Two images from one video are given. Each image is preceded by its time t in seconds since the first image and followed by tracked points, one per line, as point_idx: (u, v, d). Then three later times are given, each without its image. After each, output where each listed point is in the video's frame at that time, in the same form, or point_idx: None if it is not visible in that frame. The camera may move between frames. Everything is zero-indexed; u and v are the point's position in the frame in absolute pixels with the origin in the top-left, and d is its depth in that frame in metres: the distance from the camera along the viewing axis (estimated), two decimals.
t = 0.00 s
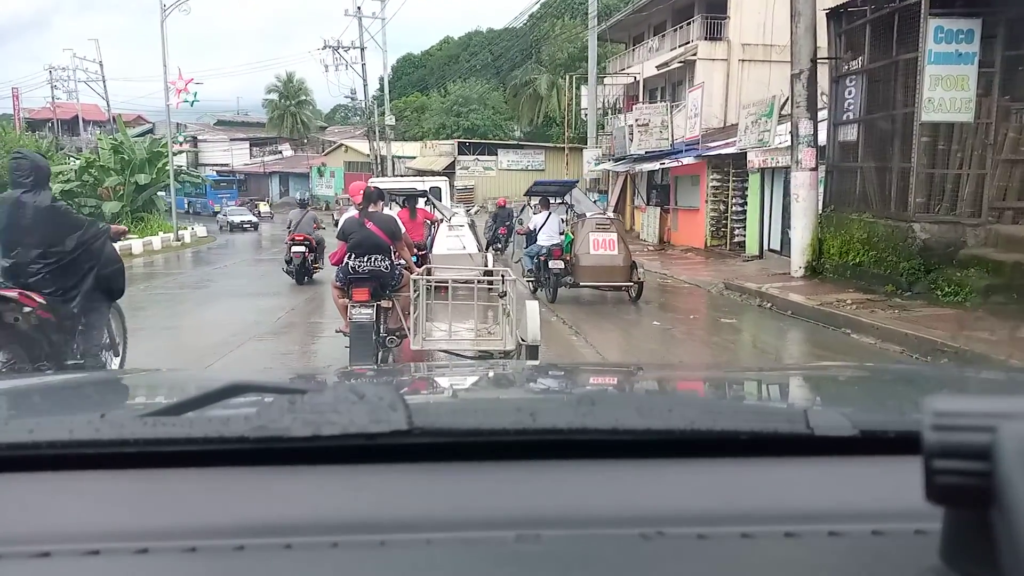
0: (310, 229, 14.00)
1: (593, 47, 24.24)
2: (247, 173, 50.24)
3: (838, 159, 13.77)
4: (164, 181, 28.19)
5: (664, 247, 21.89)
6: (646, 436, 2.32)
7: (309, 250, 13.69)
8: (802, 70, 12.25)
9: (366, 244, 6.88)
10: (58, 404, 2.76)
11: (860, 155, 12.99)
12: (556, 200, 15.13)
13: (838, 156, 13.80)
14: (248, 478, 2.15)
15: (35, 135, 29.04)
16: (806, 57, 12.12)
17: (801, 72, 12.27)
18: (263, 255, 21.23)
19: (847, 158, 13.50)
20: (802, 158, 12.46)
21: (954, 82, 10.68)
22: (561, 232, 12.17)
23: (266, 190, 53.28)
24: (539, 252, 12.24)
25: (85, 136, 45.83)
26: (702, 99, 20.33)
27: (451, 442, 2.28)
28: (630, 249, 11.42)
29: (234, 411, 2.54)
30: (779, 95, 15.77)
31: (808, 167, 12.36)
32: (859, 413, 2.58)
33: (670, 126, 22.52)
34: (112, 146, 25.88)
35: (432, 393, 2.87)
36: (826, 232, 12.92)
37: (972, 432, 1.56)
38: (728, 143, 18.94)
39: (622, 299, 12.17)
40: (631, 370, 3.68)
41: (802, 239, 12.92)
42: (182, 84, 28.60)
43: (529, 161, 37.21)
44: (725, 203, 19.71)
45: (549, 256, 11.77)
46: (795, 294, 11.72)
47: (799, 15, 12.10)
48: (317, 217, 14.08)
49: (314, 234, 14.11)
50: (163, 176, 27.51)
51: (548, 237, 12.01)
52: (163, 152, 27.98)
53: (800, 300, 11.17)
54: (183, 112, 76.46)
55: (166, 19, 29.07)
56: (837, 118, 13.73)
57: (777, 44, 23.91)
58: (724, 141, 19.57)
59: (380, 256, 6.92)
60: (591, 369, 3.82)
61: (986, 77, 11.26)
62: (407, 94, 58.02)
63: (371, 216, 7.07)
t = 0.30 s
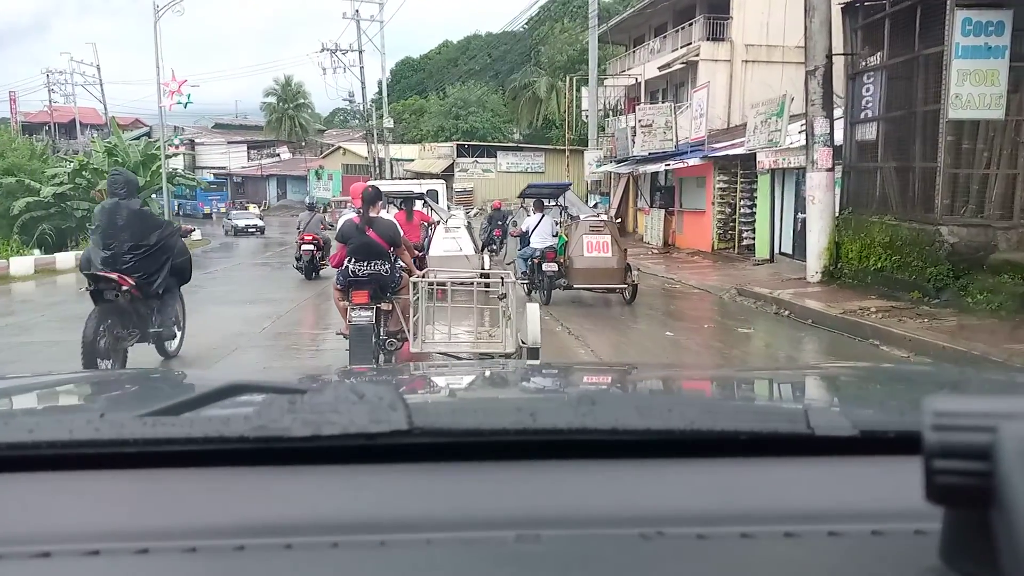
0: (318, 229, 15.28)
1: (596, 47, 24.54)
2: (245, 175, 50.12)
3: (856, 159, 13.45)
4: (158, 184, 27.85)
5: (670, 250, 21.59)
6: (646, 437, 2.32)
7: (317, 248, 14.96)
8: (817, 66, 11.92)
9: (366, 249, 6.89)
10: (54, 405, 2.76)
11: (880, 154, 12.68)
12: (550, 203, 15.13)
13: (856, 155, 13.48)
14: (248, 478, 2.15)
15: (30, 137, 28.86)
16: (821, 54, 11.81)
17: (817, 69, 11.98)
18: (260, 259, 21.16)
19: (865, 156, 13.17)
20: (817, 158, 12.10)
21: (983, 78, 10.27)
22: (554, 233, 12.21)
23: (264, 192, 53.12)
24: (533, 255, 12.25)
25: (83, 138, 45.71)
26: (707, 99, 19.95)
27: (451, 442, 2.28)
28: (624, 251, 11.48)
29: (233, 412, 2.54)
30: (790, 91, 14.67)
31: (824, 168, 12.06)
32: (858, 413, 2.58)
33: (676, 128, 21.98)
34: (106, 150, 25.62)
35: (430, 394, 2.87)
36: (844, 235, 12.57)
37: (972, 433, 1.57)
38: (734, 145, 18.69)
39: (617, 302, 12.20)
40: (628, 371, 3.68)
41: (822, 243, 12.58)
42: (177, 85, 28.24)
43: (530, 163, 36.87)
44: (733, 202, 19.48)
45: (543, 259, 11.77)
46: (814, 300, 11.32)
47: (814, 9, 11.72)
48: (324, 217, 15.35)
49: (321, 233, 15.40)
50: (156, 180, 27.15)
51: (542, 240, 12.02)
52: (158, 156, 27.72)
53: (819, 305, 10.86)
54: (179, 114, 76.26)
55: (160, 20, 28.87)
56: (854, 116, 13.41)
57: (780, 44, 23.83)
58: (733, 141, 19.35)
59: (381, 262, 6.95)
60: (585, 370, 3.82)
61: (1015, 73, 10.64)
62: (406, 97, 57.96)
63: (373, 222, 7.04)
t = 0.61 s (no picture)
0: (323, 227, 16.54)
1: (600, 39, 24.11)
2: (243, 171, 49.94)
3: (881, 152, 12.63)
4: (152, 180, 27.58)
5: (677, 248, 21.17)
6: (646, 436, 2.32)
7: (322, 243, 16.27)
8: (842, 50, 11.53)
9: (366, 243, 6.92)
10: (54, 405, 2.77)
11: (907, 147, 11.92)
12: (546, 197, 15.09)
13: (880, 148, 12.68)
14: (249, 478, 2.15)
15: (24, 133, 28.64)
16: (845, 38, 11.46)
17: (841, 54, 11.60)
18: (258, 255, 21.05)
19: (890, 150, 12.42)
20: (840, 151, 11.67)
21: None
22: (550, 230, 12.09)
23: (262, 188, 52.92)
24: (529, 251, 12.16)
25: (80, 134, 45.54)
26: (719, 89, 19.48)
27: (451, 441, 2.28)
28: (620, 247, 11.57)
29: (233, 412, 2.54)
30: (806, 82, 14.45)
31: (847, 161, 11.62)
32: (859, 412, 2.57)
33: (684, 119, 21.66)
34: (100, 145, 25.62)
35: (429, 394, 2.87)
36: (867, 233, 12.07)
37: (971, 433, 1.58)
38: (746, 138, 18.06)
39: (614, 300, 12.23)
40: (627, 371, 3.68)
41: (845, 241, 12.05)
42: (170, 77, 27.79)
43: (531, 159, 36.51)
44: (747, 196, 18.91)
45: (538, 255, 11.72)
46: (834, 303, 10.82)
47: None
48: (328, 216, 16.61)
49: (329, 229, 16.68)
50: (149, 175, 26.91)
51: (538, 236, 11.92)
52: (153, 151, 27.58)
53: (838, 308, 10.44)
54: (177, 110, 75.96)
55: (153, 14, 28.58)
56: (880, 106, 12.63)
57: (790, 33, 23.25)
58: (744, 133, 18.77)
59: (382, 255, 6.96)
60: (581, 369, 3.83)
61: None
62: (406, 91, 57.74)
63: (376, 217, 7.04)
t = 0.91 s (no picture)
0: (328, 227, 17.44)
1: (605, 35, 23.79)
2: (241, 170, 49.76)
3: (910, 147, 12.27)
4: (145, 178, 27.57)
5: (686, 249, 20.77)
6: (646, 437, 2.32)
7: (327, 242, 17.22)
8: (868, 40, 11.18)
9: (366, 240, 6.91)
10: (53, 406, 2.76)
11: (940, 141, 11.56)
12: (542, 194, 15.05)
13: (908, 143, 12.31)
14: (248, 478, 2.14)
15: (18, 130, 28.47)
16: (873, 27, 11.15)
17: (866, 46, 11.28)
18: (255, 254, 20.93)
19: (920, 145, 12.05)
20: (867, 148, 11.36)
21: None
22: (546, 228, 12.07)
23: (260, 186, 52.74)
24: (524, 250, 12.05)
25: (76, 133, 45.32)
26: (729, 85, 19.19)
27: (451, 441, 2.27)
28: (616, 246, 11.61)
29: (233, 412, 2.53)
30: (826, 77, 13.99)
31: (874, 159, 11.32)
32: (859, 412, 2.57)
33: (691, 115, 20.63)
34: (93, 142, 25.82)
35: (427, 394, 2.87)
36: (895, 234, 11.84)
37: (973, 432, 1.56)
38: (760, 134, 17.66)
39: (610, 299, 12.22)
40: (624, 371, 3.68)
41: (872, 244, 11.81)
42: (163, 72, 27.86)
43: (532, 157, 36.18)
44: (760, 192, 18.52)
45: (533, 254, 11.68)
46: (859, 308, 10.59)
47: None
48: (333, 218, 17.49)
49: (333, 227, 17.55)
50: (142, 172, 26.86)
51: (533, 234, 11.89)
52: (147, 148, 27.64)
53: (864, 313, 10.19)
54: (174, 108, 75.66)
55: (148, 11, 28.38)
56: (908, 98, 12.22)
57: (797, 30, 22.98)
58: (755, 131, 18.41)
59: (382, 252, 6.96)
60: (577, 369, 3.84)
61: None
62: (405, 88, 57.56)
63: (375, 214, 6.99)
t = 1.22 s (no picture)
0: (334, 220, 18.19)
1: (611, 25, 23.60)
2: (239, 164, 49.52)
3: (943, 138, 11.34)
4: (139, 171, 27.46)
5: (693, 245, 19.84)
6: (646, 437, 2.32)
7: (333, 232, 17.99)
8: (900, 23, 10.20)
9: (366, 235, 6.88)
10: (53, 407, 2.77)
11: (978, 132, 10.70)
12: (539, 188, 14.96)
13: (941, 134, 11.39)
14: (248, 478, 2.14)
15: (12, 122, 28.22)
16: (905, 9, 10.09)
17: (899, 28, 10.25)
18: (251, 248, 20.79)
19: (953, 135, 11.15)
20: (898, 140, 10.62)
21: None
22: (541, 223, 12.19)
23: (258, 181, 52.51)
24: (520, 244, 12.09)
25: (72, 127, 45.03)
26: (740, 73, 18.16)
27: (450, 441, 2.28)
28: (612, 241, 11.60)
29: (233, 411, 2.54)
30: (847, 65, 13.38)
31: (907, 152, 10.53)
32: (860, 412, 2.57)
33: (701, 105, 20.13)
34: (86, 134, 25.61)
35: (426, 395, 2.87)
36: (926, 233, 11.01)
37: (972, 432, 1.56)
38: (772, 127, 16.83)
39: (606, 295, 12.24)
40: (621, 372, 3.69)
41: (903, 243, 11.03)
42: (153, 61, 27.47)
43: (533, 151, 36.13)
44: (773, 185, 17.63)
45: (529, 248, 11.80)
46: (883, 312, 9.90)
47: None
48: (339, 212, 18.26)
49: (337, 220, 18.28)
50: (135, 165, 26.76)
51: (529, 227, 11.97)
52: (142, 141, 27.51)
53: (890, 318, 9.57)
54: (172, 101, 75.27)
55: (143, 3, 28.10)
56: (942, 87, 11.33)
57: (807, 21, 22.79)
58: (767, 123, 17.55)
59: (381, 249, 6.93)
60: (572, 369, 3.87)
61: None
62: (405, 81, 57.27)
63: (374, 209, 7.04)
